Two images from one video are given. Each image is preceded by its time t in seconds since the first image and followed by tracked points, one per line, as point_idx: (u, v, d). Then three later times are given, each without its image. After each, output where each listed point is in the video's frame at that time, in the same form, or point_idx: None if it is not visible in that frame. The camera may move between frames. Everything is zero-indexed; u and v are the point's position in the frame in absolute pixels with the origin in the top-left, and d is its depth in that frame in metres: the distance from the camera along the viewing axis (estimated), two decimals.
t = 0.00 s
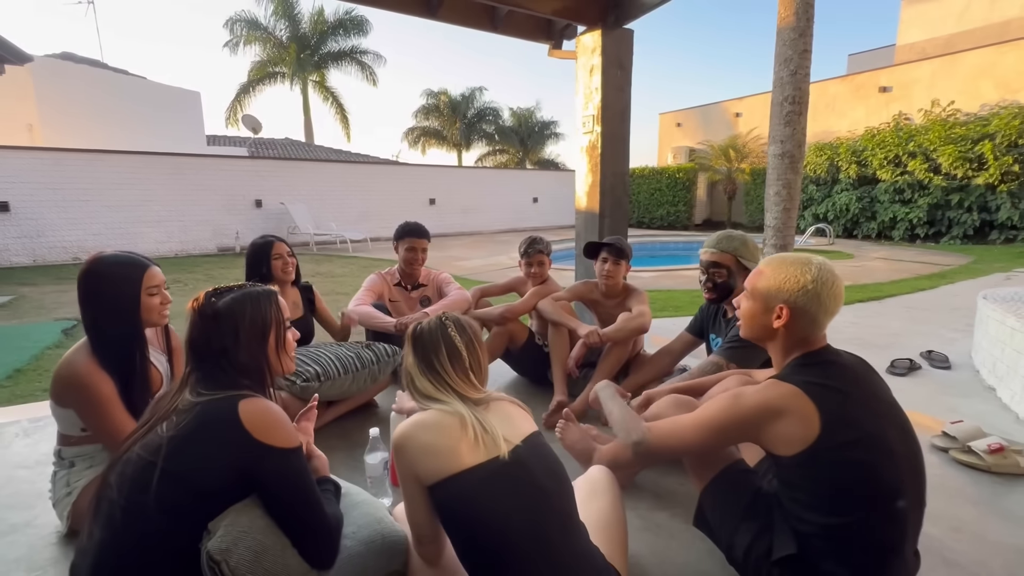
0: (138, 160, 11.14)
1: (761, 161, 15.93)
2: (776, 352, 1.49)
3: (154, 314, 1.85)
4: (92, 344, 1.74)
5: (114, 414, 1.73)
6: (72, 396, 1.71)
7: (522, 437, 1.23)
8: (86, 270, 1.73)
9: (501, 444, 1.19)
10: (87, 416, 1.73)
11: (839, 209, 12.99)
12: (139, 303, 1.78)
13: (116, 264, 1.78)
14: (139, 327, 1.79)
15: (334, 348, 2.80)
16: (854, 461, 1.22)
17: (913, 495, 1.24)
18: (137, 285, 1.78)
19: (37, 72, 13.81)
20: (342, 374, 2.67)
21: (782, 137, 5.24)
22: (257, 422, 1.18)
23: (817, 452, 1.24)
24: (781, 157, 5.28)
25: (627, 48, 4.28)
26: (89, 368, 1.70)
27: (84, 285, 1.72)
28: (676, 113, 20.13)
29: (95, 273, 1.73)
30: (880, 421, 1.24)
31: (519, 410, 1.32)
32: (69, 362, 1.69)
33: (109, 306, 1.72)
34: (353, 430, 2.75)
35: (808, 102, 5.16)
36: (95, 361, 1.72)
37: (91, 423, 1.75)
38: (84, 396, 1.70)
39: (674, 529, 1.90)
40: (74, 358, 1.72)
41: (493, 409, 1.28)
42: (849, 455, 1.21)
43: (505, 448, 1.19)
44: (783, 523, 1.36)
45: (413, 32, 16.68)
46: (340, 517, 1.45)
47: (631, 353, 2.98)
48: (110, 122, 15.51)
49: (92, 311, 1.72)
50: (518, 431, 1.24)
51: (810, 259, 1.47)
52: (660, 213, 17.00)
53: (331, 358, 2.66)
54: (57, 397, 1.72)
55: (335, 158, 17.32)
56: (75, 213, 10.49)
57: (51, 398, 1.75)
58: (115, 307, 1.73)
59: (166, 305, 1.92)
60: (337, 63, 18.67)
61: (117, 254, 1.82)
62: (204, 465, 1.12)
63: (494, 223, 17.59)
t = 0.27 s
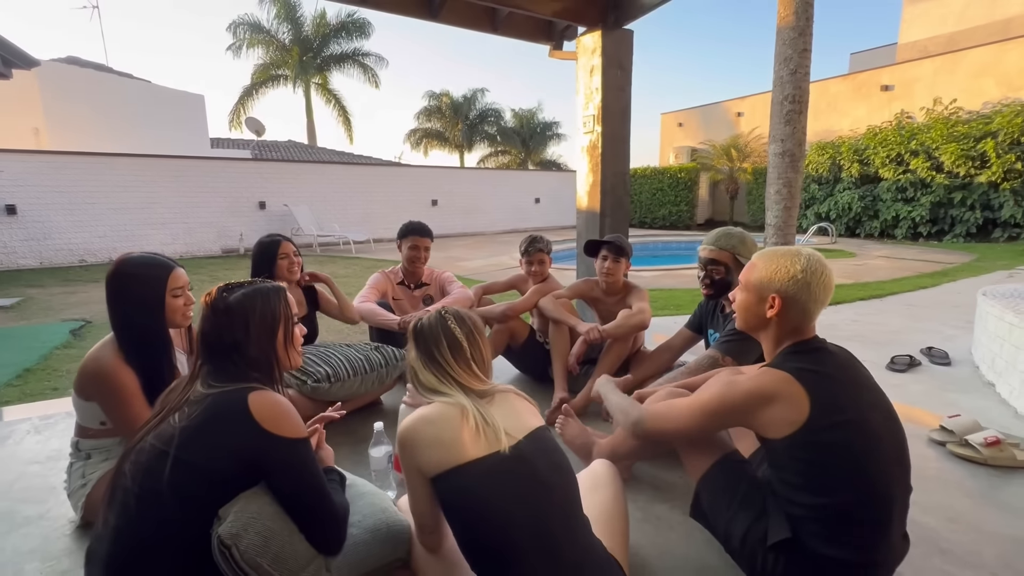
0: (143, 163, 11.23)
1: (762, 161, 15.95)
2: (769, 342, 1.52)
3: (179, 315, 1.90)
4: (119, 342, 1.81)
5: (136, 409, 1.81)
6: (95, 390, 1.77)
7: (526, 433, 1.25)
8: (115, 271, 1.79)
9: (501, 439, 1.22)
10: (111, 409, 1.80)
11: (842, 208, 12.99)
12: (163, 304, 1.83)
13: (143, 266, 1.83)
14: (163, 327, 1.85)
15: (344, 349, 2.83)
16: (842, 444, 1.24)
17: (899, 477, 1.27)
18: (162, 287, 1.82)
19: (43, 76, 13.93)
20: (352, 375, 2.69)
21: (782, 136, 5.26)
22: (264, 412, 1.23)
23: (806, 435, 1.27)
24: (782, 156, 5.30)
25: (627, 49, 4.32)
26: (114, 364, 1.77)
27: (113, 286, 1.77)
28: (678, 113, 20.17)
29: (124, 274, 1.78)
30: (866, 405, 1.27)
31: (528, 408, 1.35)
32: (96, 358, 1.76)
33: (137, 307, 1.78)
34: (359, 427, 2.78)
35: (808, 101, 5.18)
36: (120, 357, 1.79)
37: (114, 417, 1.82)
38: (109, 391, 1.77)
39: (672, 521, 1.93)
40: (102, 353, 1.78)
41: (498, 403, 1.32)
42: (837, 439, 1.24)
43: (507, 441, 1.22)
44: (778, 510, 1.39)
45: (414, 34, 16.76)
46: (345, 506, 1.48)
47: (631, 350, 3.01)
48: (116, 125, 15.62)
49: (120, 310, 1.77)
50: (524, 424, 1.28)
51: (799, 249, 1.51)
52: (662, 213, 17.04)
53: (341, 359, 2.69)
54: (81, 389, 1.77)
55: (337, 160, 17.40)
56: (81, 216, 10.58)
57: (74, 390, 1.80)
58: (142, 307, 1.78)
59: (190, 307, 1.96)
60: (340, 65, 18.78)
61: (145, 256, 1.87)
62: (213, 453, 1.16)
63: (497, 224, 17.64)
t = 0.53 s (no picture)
0: (148, 163, 11.29)
1: (766, 159, 15.93)
2: (784, 334, 1.53)
3: (201, 315, 1.92)
4: (144, 337, 1.86)
5: (154, 403, 1.85)
6: (118, 383, 1.81)
7: (545, 437, 1.27)
8: (142, 270, 1.84)
9: (519, 440, 1.24)
10: (132, 404, 1.84)
11: (846, 206, 12.94)
12: (186, 303, 1.86)
13: (168, 264, 1.87)
14: (184, 323, 1.88)
15: (347, 345, 2.87)
16: (842, 434, 1.25)
17: (901, 469, 1.27)
18: (184, 286, 1.86)
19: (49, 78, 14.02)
20: (355, 370, 2.72)
21: (785, 133, 5.27)
22: (272, 406, 1.25)
23: (811, 425, 1.28)
24: (785, 154, 5.30)
25: (629, 47, 4.33)
26: (137, 358, 1.82)
27: (141, 284, 1.83)
28: (681, 111, 20.14)
29: (150, 273, 1.83)
30: (868, 396, 1.27)
31: (552, 407, 1.37)
32: (119, 352, 1.81)
33: (160, 305, 1.82)
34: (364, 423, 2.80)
35: (811, 98, 5.18)
36: (143, 351, 1.84)
37: (132, 410, 1.86)
38: (131, 385, 1.82)
39: (675, 514, 1.95)
40: (127, 347, 1.83)
41: (518, 400, 1.34)
42: (840, 431, 1.25)
43: (522, 442, 1.24)
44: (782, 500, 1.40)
45: (417, 34, 16.80)
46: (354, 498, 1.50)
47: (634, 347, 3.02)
48: (121, 126, 15.71)
49: (146, 307, 1.82)
50: (547, 427, 1.29)
51: (824, 244, 1.52)
52: (665, 212, 17.04)
53: (345, 355, 2.72)
54: (103, 380, 1.82)
55: (341, 160, 17.47)
56: (88, 216, 10.66)
57: (95, 382, 1.85)
58: (166, 307, 1.83)
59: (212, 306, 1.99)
60: (343, 65, 18.84)
61: (171, 254, 1.92)
62: (223, 444, 1.19)
63: (500, 223, 17.67)
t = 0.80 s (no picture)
0: (153, 162, 11.33)
1: (770, 156, 15.87)
2: (799, 332, 1.53)
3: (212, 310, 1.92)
4: (160, 333, 1.87)
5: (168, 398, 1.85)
6: (133, 377, 1.80)
7: (556, 439, 1.25)
8: (159, 267, 1.86)
9: (522, 442, 1.23)
10: (147, 398, 1.83)
11: (851, 203, 12.86)
12: (198, 299, 1.87)
13: (182, 261, 1.88)
14: (197, 319, 1.89)
15: (350, 339, 2.88)
16: (849, 432, 1.23)
17: (910, 467, 1.25)
18: (197, 282, 1.86)
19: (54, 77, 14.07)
20: (359, 364, 2.73)
21: (790, 130, 5.24)
22: (277, 403, 1.25)
23: (817, 424, 1.26)
24: (789, 150, 5.28)
25: (633, 44, 4.32)
26: (154, 352, 1.82)
27: (158, 280, 1.85)
28: (685, 108, 20.07)
29: (165, 271, 1.85)
30: (879, 394, 1.24)
31: (563, 406, 1.35)
32: (136, 345, 1.81)
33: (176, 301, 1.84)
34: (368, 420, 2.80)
35: (816, 94, 5.16)
36: (160, 345, 1.85)
37: (146, 404, 1.85)
38: (146, 379, 1.81)
39: (679, 510, 1.95)
40: (144, 341, 1.83)
41: (528, 398, 1.33)
42: (849, 429, 1.23)
43: (531, 444, 1.24)
44: (787, 498, 1.39)
45: (421, 32, 16.80)
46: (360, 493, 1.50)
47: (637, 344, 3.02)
48: (126, 125, 15.77)
49: (162, 303, 1.83)
50: (556, 426, 1.29)
51: (846, 244, 1.50)
52: (669, 209, 17.00)
53: (348, 349, 2.74)
54: (121, 375, 1.80)
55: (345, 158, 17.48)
56: (93, 215, 10.71)
57: (110, 376, 1.84)
58: (180, 302, 1.84)
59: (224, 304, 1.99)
60: (346, 64, 18.86)
61: (186, 253, 1.94)
62: (227, 440, 1.19)
63: (503, 221, 17.66)
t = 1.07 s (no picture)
0: (157, 158, 11.33)
1: (775, 152, 15.77)
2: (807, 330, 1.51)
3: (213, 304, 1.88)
4: (165, 327, 1.84)
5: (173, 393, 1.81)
6: (139, 372, 1.77)
7: (562, 436, 1.24)
8: (164, 261, 1.83)
9: (530, 438, 1.22)
10: (152, 393, 1.80)
11: (857, 199, 12.77)
12: (199, 294, 1.83)
13: (185, 256, 1.85)
14: (200, 313, 1.85)
15: (350, 331, 2.86)
16: (861, 433, 1.20)
17: (923, 468, 1.22)
18: (199, 276, 1.83)
19: (59, 73, 14.08)
20: (358, 355, 2.71)
21: (796, 125, 5.19)
22: (277, 401, 1.23)
23: (828, 424, 1.23)
24: (795, 146, 5.23)
25: (638, 39, 4.28)
26: (159, 346, 1.79)
27: (163, 275, 1.82)
28: (689, 104, 19.96)
29: (169, 266, 1.82)
30: (890, 393, 1.22)
31: (568, 401, 1.33)
32: (140, 339, 1.78)
33: (179, 293, 1.80)
34: (371, 418, 2.78)
35: (823, 89, 5.11)
36: (164, 338, 1.81)
37: (151, 400, 1.81)
38: (151, 374, 1.77)
39: (684, 508, 1.92)
40: (148, 335, 1.80)
41: (536, 395, 1.31)
42: (866, 429, 1.20)
43: (536, 440, 1.22)
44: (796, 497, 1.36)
45: (424, 27, 16.74)
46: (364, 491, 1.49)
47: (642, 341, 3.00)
48: (130, 121, 15.78)
49: (167, 296, 1.80)
50: (564, 425, 1.27)
51: (854, 239, 1.48)
52: (673, 206, 16.93)
53: (347, 341, 2.72)
54: (124, 369, 1.77)
55: (348, 154, 17.46)
56: (98, 211, 10.72)
57: (114, 370, 1.80)
58: (183, 296, 1.81)
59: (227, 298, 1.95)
60: (349, 60, 18.81)
61: (191, 247, 1.91)
62: (227, 436, 1.17)
63: (507, 217, 17.63)
